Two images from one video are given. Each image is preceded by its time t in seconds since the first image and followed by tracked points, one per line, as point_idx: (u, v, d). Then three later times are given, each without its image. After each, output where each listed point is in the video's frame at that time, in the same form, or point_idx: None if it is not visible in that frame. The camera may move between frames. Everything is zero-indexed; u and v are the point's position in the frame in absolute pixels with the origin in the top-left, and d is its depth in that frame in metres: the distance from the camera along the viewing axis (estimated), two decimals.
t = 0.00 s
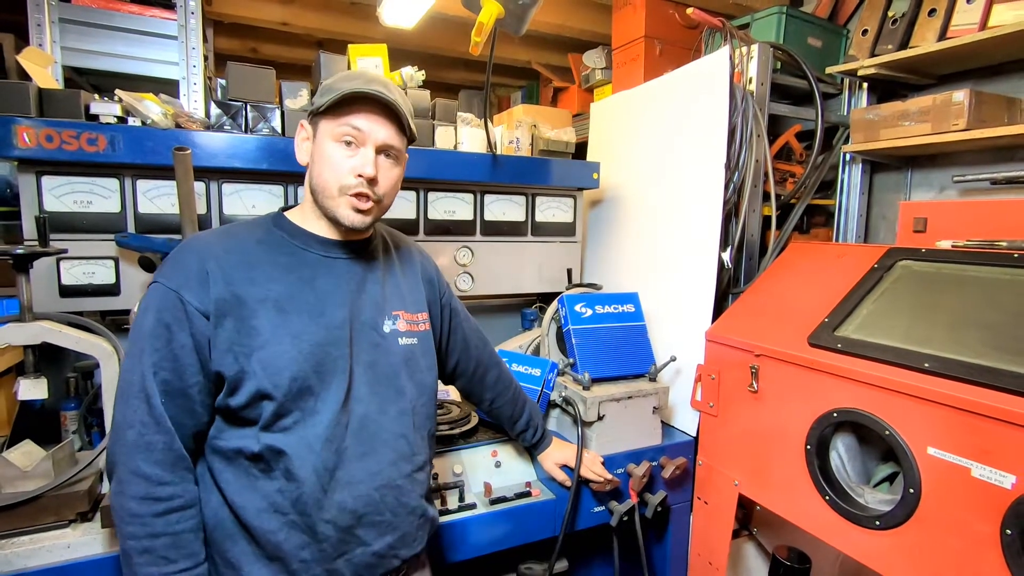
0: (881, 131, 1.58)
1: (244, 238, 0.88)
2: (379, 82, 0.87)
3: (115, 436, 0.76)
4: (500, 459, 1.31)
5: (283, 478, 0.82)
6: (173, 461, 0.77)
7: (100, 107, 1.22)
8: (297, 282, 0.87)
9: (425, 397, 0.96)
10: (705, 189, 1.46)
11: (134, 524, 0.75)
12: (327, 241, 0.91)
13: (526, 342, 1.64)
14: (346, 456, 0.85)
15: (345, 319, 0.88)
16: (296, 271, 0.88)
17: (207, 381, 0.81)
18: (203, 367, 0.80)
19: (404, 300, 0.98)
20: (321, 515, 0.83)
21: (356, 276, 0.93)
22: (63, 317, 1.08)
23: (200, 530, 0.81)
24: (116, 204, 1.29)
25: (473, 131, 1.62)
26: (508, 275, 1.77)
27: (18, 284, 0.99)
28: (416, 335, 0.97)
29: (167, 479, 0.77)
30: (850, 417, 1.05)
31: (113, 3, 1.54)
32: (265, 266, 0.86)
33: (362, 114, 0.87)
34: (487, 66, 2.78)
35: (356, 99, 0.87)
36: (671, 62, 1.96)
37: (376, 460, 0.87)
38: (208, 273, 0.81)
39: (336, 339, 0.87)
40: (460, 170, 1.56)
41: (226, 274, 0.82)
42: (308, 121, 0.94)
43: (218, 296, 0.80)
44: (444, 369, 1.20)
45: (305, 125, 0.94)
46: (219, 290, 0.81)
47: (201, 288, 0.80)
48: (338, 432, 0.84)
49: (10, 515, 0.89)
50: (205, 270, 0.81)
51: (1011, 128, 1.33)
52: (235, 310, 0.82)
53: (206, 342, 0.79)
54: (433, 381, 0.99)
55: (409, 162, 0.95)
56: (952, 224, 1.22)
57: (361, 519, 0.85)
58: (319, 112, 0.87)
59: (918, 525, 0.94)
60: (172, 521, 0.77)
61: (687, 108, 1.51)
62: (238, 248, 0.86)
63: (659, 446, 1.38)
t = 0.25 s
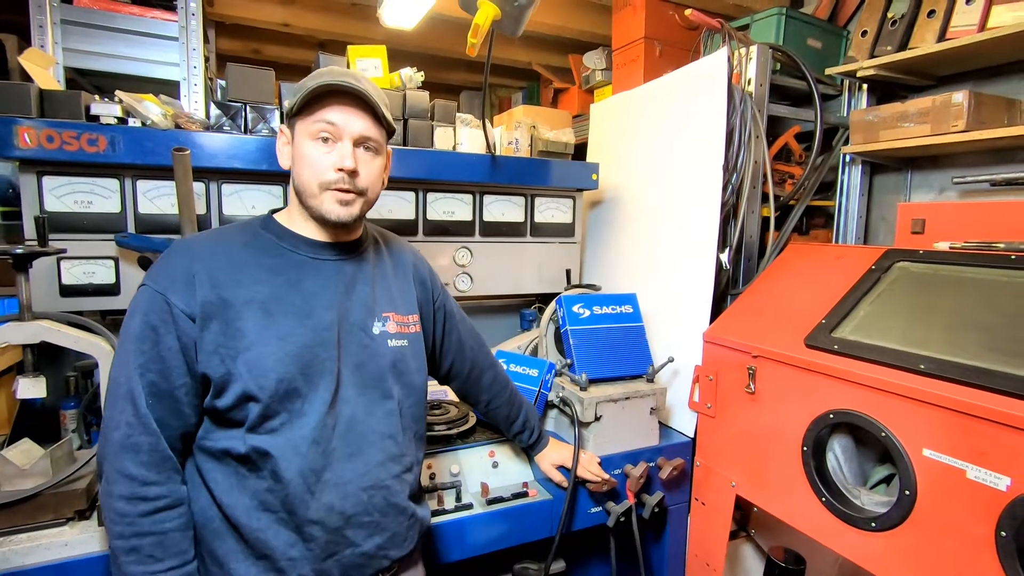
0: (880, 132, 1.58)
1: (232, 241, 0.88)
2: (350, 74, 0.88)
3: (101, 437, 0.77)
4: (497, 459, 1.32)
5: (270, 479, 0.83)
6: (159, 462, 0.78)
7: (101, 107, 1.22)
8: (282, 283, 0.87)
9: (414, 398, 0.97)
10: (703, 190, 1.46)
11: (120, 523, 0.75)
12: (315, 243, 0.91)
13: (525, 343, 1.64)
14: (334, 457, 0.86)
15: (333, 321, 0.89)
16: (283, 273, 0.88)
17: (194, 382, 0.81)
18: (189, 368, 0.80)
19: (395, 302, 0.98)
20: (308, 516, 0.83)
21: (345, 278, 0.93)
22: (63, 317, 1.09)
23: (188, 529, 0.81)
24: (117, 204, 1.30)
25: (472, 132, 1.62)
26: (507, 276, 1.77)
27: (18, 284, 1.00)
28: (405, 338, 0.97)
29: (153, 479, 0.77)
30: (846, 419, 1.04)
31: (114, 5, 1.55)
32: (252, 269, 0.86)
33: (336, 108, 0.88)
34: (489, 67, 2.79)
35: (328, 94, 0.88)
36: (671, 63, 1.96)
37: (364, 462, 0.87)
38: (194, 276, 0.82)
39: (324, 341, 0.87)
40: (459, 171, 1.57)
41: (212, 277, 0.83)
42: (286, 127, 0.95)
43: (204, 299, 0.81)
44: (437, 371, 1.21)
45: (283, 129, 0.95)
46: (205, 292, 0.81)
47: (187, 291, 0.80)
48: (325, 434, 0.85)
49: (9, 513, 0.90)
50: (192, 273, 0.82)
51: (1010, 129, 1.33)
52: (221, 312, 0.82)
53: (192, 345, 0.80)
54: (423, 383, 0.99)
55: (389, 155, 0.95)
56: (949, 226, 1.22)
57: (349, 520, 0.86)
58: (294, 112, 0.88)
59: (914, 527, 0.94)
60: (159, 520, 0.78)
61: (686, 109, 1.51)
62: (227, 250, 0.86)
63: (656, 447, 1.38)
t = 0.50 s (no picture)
0: (885, 132, 1.57)
1: (229, 242, 0.89)
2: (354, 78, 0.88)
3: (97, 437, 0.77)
4: (498, 459, 1.32)
5: (265, 479, 0.83)
6: (154, 462, 0.78)
7: (105, 108, 1.23)
8: (275, 284, 0.88)
9: (410, 399, 0.97)
10: (705, 190, 1.45)
11: (116, 523, 0.76)
12: (313, 245, 0.92)
13: (526, 343, 1.64)
14: (330, 458, 0.86)
15: (329, 321, 0.89)
16: (279, 274, 0.89)
17: (190, 383, 0.82)
18: (185, 370, 0.81)
19: (391, 303, 0.98)
20: (303, 516, 0.84)
21: (342, 279, 0.94)
22: (67, 316, 1.09)
23: (184, 528, 0.82)
24: (121, 204, 1.31)
25: (474, 133, 1.63)
26: (509, 275, 1.77)
27: (21, 283, 1.01)
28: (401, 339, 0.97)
29: (148, 479, 0.78)
30: (848, 420, 1.04)
31: (120, 7, 1.56)
32: (248, 270, 0.87)
33: (339, 110, 0.88)
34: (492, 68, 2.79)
35: (333, 97, 0.88)
36: (674, 62, 1.96)
37: (360, 463, 0.87)
38: (189, 278, 0.82)
39: (319, 342, 0.87)
40: (461, 171, 1.57)
41: (208, 278, 0.84)
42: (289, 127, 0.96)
43: (199, 300, 0.82)
44: (436, 372, 1.21)
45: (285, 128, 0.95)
46: (199, 294, 0.82)
47: (181, 292, 0.81)
48: (321, 435, 0.85)
49: (12, 510, 0.91)
50: (188, 274, 0.83)
51: (1015, 128, 1.32)
52: (215, 314, 0.83)
53: (187, 346, 0.81)
54: (420, 383, 0.99)
55: (390, 158, 0.96)
56: (952, 226, 1.22)
57: (344, 520, 0.86)
58: (298, 113, 0.89)
59: (915, 529, 0.93)
60: (154, 519, 0.78)
61: (688, 109, 1.51)
62: (225, 252, 0.87)
63: (658, 447, 1.37)
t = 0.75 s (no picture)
0: (889, 131, 1.55)
1: (233, 238, 0.90)
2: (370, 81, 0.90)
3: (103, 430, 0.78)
4: (499, 458, 1.32)
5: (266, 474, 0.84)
6: (160, 455, 0.80)
7: (111, 110, 1.24)
8: (279, 280, 0.88)
9: (410, 396, 0.98)
10: (708, 190, 1.45)
11: (121, 515, 0.77)
12: (315, 242, 0.93)
13: (528, 342, 1.65)
14: (331, 455, 0.87)
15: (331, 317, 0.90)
16: (282, 271, 0.89)
17: (194, 377, 0.83)
18: (189, 364, 0.82)
19: (392, 302, 0.99)
20: (303, 511, 0.85)
21: (344, 277, 0.94)
22: (73, 314, 1.10)
23: (187, 522, 0.83)
24: (128, 204, 1.33)
25: (477, 133, 1.63)
26: (512, 275, 1.78)
27: (29, 282, 1.03)
28: (403, 336, 0.98)
29: (154, 472, 0.79)
30: (849, 421, 1.03)
31: (127, 9, 1.58)
32: (250, 266, 0.87)
33: (353, 111, 0.90)
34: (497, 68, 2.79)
35: (348, 97, 0.89)
36: (677, 62, 1.96)
37: (360, 459, 0.88)
38: (195, 272, 0.83)
39: (321, 338, 0.88)
40: (463, 171, 1.58)
41: (212, 273, 0.84)
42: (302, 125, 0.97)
43: (203, 294, 0.82)
44: (438, 370, 1.22)
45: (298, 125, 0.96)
46: (205, 289, 0.83)
47: (186, 286, 0.82)
48: (323, 429, 0.86)
49: (17, 505, 0.93)
50: (192, 270, 0.83)
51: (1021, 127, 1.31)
52: (219, 309, 0.83)
53: (192, 340, 0.82)
54: (421, 380, 1.00)
55: (400, 160, 0.97)
56: (955, 226, 1.21)
57: (344, 516, 0.87)
58: (313, 110, 0.90)
59: (916, 530, 0.93)
60: (158, 512, 0.79)
61: (691, 109, 1.51)
62: (229, 248, 0.88)
63: (660, 447, 1.37)
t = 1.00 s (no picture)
0: (896, 130, 1.55)
1: (240, 234, 0.91)
2: (379, 85, 0.90)
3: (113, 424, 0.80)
4: (503, 456, 1.32)
5: (272, 470, 0.85)
6: (169, 449, 0.81)
7: (120, 112, 1.27)
8: (286, 276, 0.89)
9: (415, 393, 0.99)
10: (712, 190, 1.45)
11: (131, 508, 0.78)
12: (321, 239, 0.93)
13: (532, 342, 1.65)
14: (337, 451, 0.88)
15: (337, 314, 0.91)
16: (289, 268, 0.90)
17: (201, 372, 0.84)
18: (197, 359, 0.83)
19: (397, 300, 1.00)
20: (308, 506, 0.86)
21: (350, 274, 0.95)
22: (82, 313, 1.12)
23: (194, 516, 0.84)
24: (136, 204, 1.35)
25: (482, 133, 1.64)
26: (517, 274, 1.78)
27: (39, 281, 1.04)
28: (408, 334, 0.99)
29: (162, 465, 0.80)
30: (852, 421, 1.03)
31: (136, 12, 1.60)
32: (258, 262, 0.88)
33: (362, 114, 0.90)
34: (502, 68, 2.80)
35: (357, 101, 0.90)
36: (682, 62, 1.95)
37: (364, 455, 0.89)
38: (203, 268, 0.84)
39: (326, 335, 0.89)
40: (468, 171, 1.59)
41: (219, 269, 0.85)
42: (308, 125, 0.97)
43: (211, 290, 0.83)
44: (442, 369, 1.22)
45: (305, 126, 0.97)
46: (213, 284, 0.84)
47: (194, 281, 0.83)
48: (329, 425, 0.87)
49: (27, 500, 0.94)
50: (200, 266, 0.85)
51: None
52: (227, 305, 0.84)
53: (200, 335, 0.83)
54: (426, 378, 1.01)
55: (405, 164, 0.98)
56: (961, 226, 1.20)
57: (349, 511, 0.88)
58: (321, 112, 0.90)
59: (919, 531, 0.92)
60: (167, 506, 0.81)
61: (695, 108, 1.51)
62: (237, 244, 0.89)
63: (663, 447, 1.37)
